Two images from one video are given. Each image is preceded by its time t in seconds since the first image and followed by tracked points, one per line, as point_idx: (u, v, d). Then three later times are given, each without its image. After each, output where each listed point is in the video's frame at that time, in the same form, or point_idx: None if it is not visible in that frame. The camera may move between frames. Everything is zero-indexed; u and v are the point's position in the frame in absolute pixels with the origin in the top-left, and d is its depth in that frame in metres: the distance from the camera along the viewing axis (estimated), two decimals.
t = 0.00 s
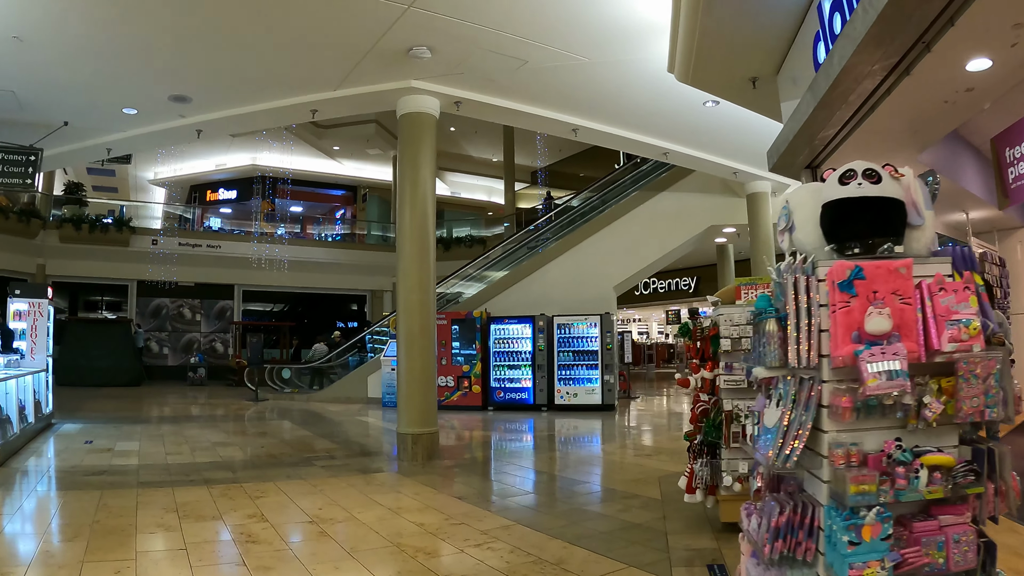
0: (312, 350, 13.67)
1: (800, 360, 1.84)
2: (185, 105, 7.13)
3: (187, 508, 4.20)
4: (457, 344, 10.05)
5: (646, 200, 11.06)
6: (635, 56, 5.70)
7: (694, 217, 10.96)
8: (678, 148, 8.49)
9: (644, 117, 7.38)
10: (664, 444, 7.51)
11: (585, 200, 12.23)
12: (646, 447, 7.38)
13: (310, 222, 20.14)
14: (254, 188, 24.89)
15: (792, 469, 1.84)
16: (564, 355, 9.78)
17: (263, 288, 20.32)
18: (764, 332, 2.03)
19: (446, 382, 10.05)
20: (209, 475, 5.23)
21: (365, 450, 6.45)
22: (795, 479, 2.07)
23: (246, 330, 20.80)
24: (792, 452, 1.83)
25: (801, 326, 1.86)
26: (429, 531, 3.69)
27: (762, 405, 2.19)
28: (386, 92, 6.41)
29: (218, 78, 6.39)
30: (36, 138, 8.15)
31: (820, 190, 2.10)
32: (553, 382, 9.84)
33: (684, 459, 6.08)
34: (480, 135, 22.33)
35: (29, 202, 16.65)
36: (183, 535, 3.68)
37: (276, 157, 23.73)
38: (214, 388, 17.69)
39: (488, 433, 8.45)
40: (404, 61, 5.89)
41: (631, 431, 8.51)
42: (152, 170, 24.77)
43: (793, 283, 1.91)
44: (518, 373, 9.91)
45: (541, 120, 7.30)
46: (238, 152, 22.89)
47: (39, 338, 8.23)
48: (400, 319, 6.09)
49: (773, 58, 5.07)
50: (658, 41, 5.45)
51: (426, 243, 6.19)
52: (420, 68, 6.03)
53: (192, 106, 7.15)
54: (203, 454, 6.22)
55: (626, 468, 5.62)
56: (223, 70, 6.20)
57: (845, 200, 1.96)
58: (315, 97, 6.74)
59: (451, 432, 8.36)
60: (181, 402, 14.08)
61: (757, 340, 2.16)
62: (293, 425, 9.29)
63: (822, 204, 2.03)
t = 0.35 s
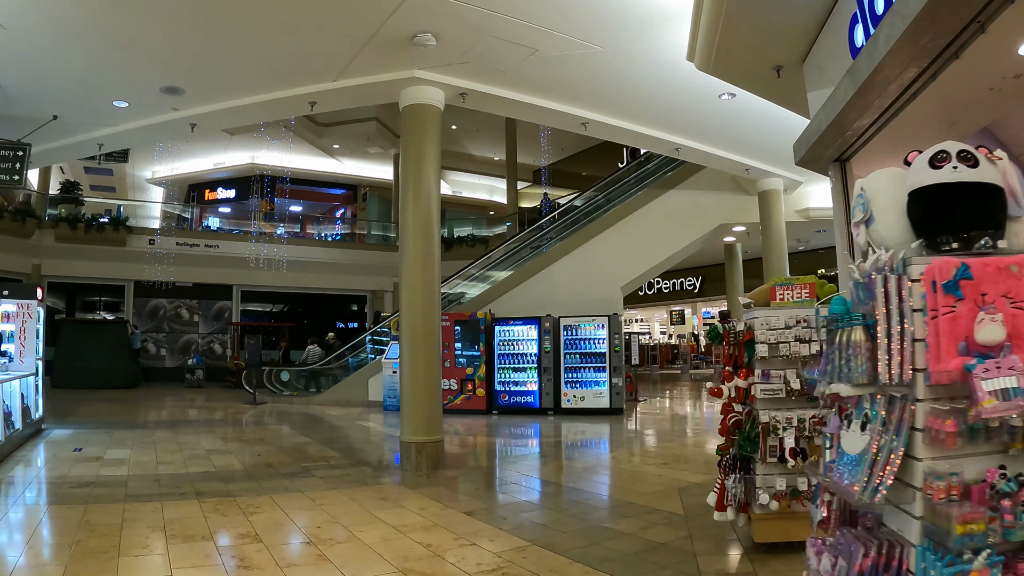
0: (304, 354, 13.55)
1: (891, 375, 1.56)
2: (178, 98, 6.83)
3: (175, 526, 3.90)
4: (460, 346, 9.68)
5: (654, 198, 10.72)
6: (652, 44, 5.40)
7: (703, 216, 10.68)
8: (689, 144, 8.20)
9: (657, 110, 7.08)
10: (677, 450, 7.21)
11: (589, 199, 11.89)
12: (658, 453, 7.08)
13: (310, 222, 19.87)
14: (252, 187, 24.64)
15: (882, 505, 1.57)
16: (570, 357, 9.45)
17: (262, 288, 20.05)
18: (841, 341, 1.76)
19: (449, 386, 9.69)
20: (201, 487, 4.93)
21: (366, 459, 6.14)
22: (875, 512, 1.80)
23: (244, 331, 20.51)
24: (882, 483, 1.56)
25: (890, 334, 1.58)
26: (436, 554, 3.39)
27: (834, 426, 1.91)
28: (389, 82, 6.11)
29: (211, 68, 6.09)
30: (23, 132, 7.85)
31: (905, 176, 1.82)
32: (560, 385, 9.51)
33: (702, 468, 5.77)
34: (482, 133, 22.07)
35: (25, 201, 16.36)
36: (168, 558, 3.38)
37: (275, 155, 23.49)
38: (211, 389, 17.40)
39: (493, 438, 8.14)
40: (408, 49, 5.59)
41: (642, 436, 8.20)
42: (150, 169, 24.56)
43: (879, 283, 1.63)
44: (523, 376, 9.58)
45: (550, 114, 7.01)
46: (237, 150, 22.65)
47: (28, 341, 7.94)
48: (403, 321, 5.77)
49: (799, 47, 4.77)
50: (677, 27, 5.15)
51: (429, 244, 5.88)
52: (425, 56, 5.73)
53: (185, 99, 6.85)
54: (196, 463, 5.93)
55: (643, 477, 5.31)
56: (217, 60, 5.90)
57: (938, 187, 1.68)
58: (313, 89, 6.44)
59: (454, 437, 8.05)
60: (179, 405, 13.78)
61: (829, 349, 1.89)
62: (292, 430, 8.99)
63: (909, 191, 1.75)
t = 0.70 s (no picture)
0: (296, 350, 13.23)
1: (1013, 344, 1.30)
2: (170, 80, 6.54)
3: (160, 532, 3.60)
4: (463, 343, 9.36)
5: (663, 190, 10.39)
6: (670, 18, 5.09)
7: (712, 209, 10.40)
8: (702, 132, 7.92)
9: (671, 94, 6.79)
10: (690, 448, 6.92)
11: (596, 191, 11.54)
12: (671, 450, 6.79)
13: (309, 219, 19.54)
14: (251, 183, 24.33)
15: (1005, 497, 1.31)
16: (578, 353, 9.13)
17: (262, 285, 19.82)
18: (949, 308, 1.51)
19: (452, 383, 9.37)
20: (191, 489, 4.63)
21: (366, 459, 5.83)
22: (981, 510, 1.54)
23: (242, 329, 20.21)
24: (1007, 473, 1.31)
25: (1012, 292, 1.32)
26: (445, 562, 3.08)
27: (936, 409, 1.67)
28: (391, 62, 5.81)
29: (204, 47, 5.79)
30: (11, 119, 7.56)
31: (1011, 115, 1.54)
32: (566, 382, 9.19)
33: (721, 467, 5.49)
34: (484, 128, 21.81)
35: (21, 196, 16.03)
36: (149, 566, 3.08)
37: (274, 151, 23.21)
38: (209, 388, 17.09)
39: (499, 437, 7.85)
40: (411, 25, 5.28)
41: (651, 433, 7.91)
42: (148, 164, 24.32)
43: (993, 233, 1.37)
44: (528, 372, 9.26)
45: (560, 98, 6.70)
46: (236, 145, 22.36)
47: (16, 335, 7.64)
48: (405, 313, 5.45)
49: (829, 19, 4.47)
50: None
51: (434, 236, 5.54)
52: (429, 33, 5.42)
53: (178, 81, 6.56)
54: (187, 463, 5.62)
55: (660, 476, 5.00)
56: (211, 38, 5.60)
57: None
58: (311, 70, 6.14)
59: (458, 436, 7.73)
60: (176, 404, 13.50)
61: (927, 318, 1.64)
62: (290, 429, 8.68)
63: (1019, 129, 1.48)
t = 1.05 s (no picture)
0: (290, 351, 12.93)
1: None
2: (160, 70, 6.27)
3: (140, 551, 3.32)
4: (466, 344, 9.08)
5: (670, 186, 10.09)
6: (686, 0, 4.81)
7: (721, 205, 10.12)
8: (714, 126, 7.63)
9: (683, 85, 6.51)
10: (703, 453, 6.64)
11: (601, 187, 11.25)
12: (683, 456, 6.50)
13: (309, 218, 19.27)
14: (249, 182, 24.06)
15: None
16: (584, 355, 8.84)
17: (260, 284, 19.51)
18: None
19: (454, 385, 9.09)
20: (179, 500, 4.35)
21: (365, 467, 5.54)
22: None
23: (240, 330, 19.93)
24: None
25: None
26: None
27: None
28: (390, 49, 5.52)
29: (195, 35, 5.52)
30: None
31: None
32: (572, 384, 8.90)
33: (738, 475, 5.20)
34: (485, 126, 21.58)
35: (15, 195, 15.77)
36: None
37: (272, 149, 22.96)
38: (206, 390, 16.83)
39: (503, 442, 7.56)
40: (412, 9, 4.99)
41: (661, 437, 7.63)
42: (145, 163, 24.10)
43: None
44: (533, 374, 8.96)
45: (567, 88, 6.42)
46: (233, 142, 22.12)
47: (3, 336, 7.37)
48: (406, 314, 5.16)
49: None
50: None
51: (436, 234, 5.24)
52: (431, 19, 5.13)
53: (169, 71, 6.28)
54: (176, 471, 5.34)
55: (676, 484, 4.72)
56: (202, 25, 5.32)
57: None
58: (307, 58, 5.86)
59: (460, 441, 7.44)
60: (173, 406, 13.24)
61: None
62: (286, 433, 8.39)
63: None
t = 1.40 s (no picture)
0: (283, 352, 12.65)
1: None
2: (145, 58, 5.98)
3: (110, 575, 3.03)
4: (467, 345, 8.78)
5: (677, 182, 9.79)
6: None
7: (729, 202, 9.82)
8: (724, 118, 7.35)
9: (694, 74, 6.22)
10: (715, 457, 6.34)
11: (605, 184, 10.96)
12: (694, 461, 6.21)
13: (308, 218, 18.99)
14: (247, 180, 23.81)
15: None
16: (588, 356, 8.54)
17: (257, 284, 19.21)
18: None
19: (454, 388, 8.79)
20: (160, 515, 4.06)
21: (360, 475, 5.25)
22: None
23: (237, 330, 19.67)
24: None
25: None
26: None
27: None
28: (386, 35, 5.21)
29: (180, 21, 5.24)
30: None
31: None
32: (576, 387, 8.61)
33: (757, 483, 4.90)
34: (486, 123, 21.33)
35: (8, 194, 15.53)
36: None
37: (270, 147, 22.72)
38: (202, 391, 16.56)
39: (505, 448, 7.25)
40: None
41: (670, 442, 7.33)
42: (142, 161, 23.83)
43: None
44: (536, 377, 8.66)
45: (573, 77, 6.14)
46: (230, 139, 21.87)
47: None
48: (403, 314, 4.87)
49: None
50: None
51: (435, 231, 4.95)
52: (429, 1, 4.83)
53: (155, 59, 6.00)
54: (161, 481, 5.05)
55: (692, 495, 4.42)
56: (187, 10, 5.03)
57: None
58: (299, 44, 5.58)
59: (461, 446, 7.15)
60: (167, 408, 12.96)
61: None
62: (280, 437, 8.10)
63: None
